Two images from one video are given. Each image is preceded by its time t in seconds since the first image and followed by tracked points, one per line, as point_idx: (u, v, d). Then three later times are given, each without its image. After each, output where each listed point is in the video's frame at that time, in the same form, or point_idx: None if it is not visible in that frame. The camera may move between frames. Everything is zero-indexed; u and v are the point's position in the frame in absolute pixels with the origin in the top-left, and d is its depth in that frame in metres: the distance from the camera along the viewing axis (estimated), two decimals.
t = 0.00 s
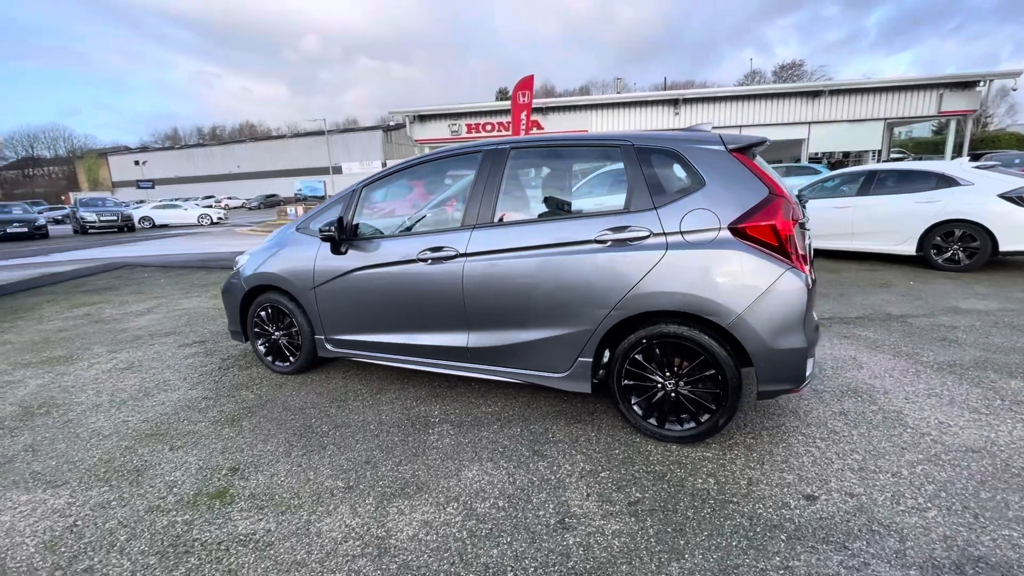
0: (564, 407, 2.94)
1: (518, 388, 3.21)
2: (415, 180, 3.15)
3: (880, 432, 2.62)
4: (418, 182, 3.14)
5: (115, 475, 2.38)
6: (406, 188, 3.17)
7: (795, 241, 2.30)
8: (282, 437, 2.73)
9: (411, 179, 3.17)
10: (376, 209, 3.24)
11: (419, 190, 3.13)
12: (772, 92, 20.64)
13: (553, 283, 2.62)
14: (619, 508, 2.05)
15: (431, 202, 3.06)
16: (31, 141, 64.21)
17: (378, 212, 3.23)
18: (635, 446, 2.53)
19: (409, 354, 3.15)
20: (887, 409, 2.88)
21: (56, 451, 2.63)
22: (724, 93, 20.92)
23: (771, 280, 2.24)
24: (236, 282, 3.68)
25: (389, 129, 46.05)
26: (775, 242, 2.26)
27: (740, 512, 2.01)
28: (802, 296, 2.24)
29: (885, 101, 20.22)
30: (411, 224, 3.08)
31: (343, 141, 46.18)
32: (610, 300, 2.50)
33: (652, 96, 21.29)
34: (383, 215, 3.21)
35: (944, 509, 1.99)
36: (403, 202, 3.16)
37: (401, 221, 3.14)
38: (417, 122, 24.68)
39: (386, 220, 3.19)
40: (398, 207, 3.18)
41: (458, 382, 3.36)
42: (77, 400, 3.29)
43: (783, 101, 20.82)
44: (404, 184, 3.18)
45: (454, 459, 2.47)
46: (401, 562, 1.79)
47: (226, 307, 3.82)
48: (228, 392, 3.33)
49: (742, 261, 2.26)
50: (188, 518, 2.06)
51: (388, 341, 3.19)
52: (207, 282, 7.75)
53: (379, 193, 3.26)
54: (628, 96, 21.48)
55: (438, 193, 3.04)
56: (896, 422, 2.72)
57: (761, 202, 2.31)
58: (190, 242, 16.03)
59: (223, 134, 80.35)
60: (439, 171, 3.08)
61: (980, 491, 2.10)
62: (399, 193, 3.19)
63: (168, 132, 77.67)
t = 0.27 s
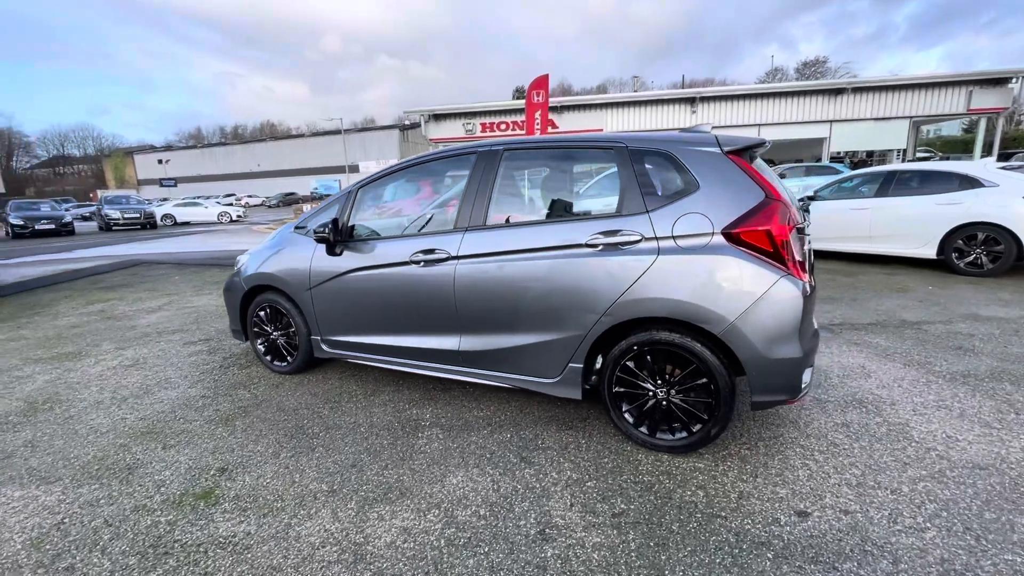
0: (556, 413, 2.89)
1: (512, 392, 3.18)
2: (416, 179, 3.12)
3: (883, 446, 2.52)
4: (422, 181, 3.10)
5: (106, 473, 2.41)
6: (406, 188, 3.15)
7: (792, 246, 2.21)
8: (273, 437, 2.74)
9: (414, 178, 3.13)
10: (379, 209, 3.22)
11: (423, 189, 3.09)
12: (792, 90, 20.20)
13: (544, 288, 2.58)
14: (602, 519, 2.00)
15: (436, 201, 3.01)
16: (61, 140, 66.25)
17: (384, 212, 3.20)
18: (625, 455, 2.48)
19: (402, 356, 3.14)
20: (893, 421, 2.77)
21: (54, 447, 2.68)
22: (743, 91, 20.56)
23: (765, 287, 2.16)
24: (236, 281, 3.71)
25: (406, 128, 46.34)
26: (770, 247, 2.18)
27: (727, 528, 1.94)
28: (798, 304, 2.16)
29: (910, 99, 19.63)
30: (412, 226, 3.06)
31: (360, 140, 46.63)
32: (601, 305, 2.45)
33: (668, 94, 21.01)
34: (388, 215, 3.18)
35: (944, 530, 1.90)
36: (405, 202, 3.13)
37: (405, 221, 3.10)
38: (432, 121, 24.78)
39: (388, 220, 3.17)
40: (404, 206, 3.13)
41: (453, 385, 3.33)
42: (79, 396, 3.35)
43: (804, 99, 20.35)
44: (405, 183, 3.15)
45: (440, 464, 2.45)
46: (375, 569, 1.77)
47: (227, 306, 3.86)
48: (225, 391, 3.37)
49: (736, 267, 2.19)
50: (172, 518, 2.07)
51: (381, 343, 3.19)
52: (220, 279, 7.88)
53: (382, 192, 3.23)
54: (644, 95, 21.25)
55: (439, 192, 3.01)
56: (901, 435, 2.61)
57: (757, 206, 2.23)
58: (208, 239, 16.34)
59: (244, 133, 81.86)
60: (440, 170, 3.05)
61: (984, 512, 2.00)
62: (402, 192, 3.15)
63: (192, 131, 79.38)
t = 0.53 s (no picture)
0: (548, 415, 2.85)
1: (505, 393, 3.15)
2: (414, 177, 3.11)
3: (884, 456, 2.42)
4: (426, 179, 3.06)
5: (99, 466, 2.46)
6: (405, 186, 3.14)
7: (786, 247, 2.14)
8: (264, 434, 2.76)
9: (412, 175, 3.11)
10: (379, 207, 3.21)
11: (423, 186, 3.07)
12: (814, 87, 19.74)
13: (533, 288, 2.54)
14: (582, 526, 1.96)
15: (435, 198, 2.98)
16: (92, 140, 68.32)
17: (386, 211, 3.18)
18: (613, 460, 2.43)
19: (396, 355, 3.14)
20: (897, 430, 2.67)
21: (53, 439, 2.74)
22: (762, 89, 20.15)
23: (756, 290, 2.08)
24: (237, 279, 3.76)
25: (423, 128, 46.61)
26: (762, 249, 2.10)
27: (710, 538, 1.88)
28: (791, 308, 2.08)
29: (938, 96, 19.01)
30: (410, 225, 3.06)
31: (378, 139, 47.08)
32: (590, 307, 2.40)
33: (685, 92, 20.72)
34: (389, 213, 3.17)
35: (939, 547, 1.81)
36: (404, 200, 3.13)
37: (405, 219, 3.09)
38: (448, 121, 24.86)
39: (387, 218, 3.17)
40: (406, 204, 3.12)
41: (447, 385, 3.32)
42: (84, 389, 3.43)
43: (826, 97, 19.86)
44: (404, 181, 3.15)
45: (425, 464, 2.43)
46: (349, 570, 1.76)
47: (229, 303, 3.91)
48: (223, 387, 3.41)
49: (726, 269, 2.12)
50: (157, 513, 2.10)
51: (375, 342, 3.19)
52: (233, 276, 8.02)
53: (381, 190, 3.22)
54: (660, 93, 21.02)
55: (436, 190, 2.98)
56: (904, 446, 2.51)
57: (750, 207, 2.16)
58: (228, 237, 16.68)
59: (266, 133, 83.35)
60: (438, 167, 3.02)
61: (985, 529, 1.90)
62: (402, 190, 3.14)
63: (216, 130, 81.12)
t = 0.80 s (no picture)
0: (530, 416, 2.85)
1: (491, 394, 3.16)
2: (401, 176, 3.12)
3: (868, 464, 2.36)
4: (426, 177, 3.01)
5: (90, 458, 2.54)
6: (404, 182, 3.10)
7: (763, 250, 2.10)
8: (250, 429, 2.81)
9: (401, 173, 3.13)
10: (369, 206, 3.22)
11: (413, 182, 3.06)
12: (834, 86, 19.30)
13: (513, 289, 2.54)
14: (549, 528, 1.96)
15: (425, 195, 2.98)
16: (120, 140, 70.35)
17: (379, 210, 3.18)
18: (590, 462, 2.42)
19: (383, 354, 3.17)
20: (885, 438, 2.60)
21: (51, 430, 2.84)
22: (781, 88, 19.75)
23: (731, 294, 2.06)
24: (235, 276, 3.84)
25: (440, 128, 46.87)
26: (739, 253, 2.07)
27: (676, 544, 1.87)
28: (766, 312, 2.05)
29: (965, 95, 18.44)
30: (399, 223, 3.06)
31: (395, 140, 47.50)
32: (568, 308, 2.40)
33: (702, 91, 20.37)
34: (379, 211, 3.17)
35: (911, 560, 1.77)
36: (394, 199, 3.13)
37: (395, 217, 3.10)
38: (462, 121, 24.97)
39: (377, 216, 3.18)
40: (396, 202, 3.11)
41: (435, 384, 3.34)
42: (86, 382, 3.54)
43: (847, 95, 19.37)
44: (391, 180, 3.16)
45: (403, 463, 2.46)
46: (313, 565, 1.79)
47: (228, 301, 4.00)
48: (218, 383, 3.49)
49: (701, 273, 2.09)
50: (138, 504, 2.16)
51: (364, 341, 3.23)
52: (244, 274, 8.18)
53: (370, 189, 3.24)
54: (676, 92, 20.67)
55: (424, 189, 2.99)
56: (890, 454, 2.45)
57: (728, 209, 2.13)
58: (244, 236, 17.01)
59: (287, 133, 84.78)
60: (438, 165, 2.97)
61: (962, 542, 1.85)
62: (391, 189, 3.15)
63: (238, 131, 82.81)
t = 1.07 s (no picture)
0: (517, 418, 2.86)
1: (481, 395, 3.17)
2: (391, 176, 3.16)
3: (856, 474, 2.31)
4: (425, 177, 2.99)
5: (87, 451, 2.61)
6: (404, 181, 3.10)
7: (746, 254, 2.07)
8: (243, 426, 2.87)
9: (391, 173, 3.16)
10: (361, 206, 3.26)
11: (403, 182, 3.10)
12: (855, 85, 18.85)
13: (498, 291, 2.55)
14: (523, 530, 1.97)
15: (415, 194, 3.00)
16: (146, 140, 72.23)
17: (376, 210, 3.19)
18: (572, 466, 2.41)
19: (375, 354, 3.21)
20: (878, 448, 2.54)
21: (54, 423, 2.94)
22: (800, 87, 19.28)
23: (710, 298, 2.03)
24: (237, 276, 3.92)
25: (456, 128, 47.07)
26: (720, 257, 2.05)
27: (648, 550, 1.85)
28: (747, 318, 2.02)
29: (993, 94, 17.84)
30: (391, 223, 3.09)
31: (411, 140, 47.86)
32: (551, 311, 2.40)
33: (718, 91, 19.96)
34: (371, 211, 3.21)
35: (889, 573, 1.73)
36: (385, 199, 3.16)
37: (387, 217, 3.13)
38: (477, 121, 25.04)
39: (370, 216, 3.21)
40: (388, 201, 3.14)
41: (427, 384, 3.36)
42: (93, 377, 3.65)
43: (869, 94, 18.87)
44: (382, 181, 3.20)
45: (387, 462, 2.48)
46: (288, 562, 1.82)
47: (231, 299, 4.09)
48: (217, 379, 3.56)
49: (681, 276, 2.07)
50: (127, 497, 2.22)
51: (357, 341, 3.27)
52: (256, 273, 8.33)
53: (362, 191, 3.28)
54: (691, 92, 20.35)
55: (414, 190, 3.02)
56: (881, 464, 2.39)
57: (709, 213, 2.11)
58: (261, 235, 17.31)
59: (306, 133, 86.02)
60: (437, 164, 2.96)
61: (945, 556, 1.80)
62: (382, 189, 3.18)
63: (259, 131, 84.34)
